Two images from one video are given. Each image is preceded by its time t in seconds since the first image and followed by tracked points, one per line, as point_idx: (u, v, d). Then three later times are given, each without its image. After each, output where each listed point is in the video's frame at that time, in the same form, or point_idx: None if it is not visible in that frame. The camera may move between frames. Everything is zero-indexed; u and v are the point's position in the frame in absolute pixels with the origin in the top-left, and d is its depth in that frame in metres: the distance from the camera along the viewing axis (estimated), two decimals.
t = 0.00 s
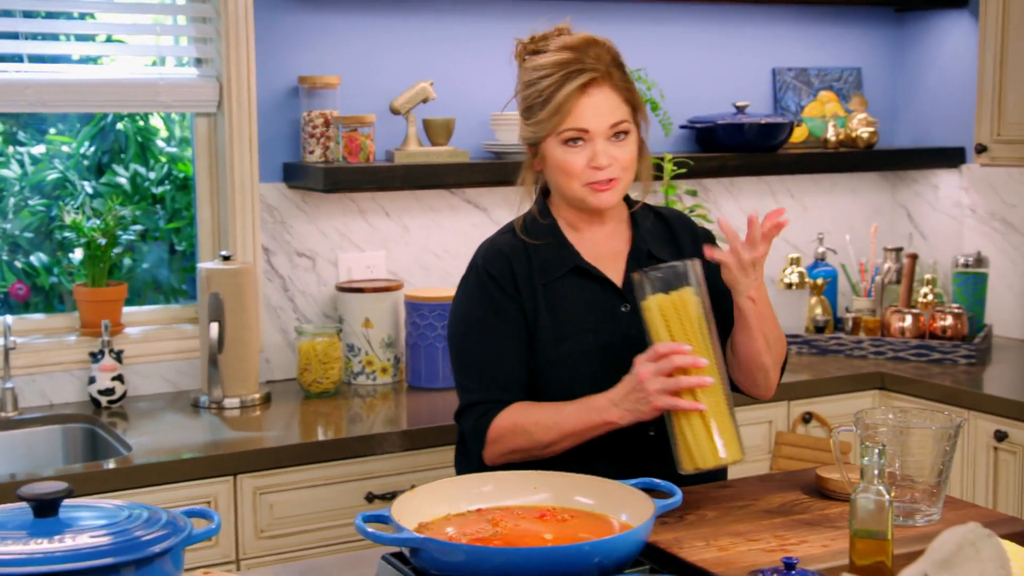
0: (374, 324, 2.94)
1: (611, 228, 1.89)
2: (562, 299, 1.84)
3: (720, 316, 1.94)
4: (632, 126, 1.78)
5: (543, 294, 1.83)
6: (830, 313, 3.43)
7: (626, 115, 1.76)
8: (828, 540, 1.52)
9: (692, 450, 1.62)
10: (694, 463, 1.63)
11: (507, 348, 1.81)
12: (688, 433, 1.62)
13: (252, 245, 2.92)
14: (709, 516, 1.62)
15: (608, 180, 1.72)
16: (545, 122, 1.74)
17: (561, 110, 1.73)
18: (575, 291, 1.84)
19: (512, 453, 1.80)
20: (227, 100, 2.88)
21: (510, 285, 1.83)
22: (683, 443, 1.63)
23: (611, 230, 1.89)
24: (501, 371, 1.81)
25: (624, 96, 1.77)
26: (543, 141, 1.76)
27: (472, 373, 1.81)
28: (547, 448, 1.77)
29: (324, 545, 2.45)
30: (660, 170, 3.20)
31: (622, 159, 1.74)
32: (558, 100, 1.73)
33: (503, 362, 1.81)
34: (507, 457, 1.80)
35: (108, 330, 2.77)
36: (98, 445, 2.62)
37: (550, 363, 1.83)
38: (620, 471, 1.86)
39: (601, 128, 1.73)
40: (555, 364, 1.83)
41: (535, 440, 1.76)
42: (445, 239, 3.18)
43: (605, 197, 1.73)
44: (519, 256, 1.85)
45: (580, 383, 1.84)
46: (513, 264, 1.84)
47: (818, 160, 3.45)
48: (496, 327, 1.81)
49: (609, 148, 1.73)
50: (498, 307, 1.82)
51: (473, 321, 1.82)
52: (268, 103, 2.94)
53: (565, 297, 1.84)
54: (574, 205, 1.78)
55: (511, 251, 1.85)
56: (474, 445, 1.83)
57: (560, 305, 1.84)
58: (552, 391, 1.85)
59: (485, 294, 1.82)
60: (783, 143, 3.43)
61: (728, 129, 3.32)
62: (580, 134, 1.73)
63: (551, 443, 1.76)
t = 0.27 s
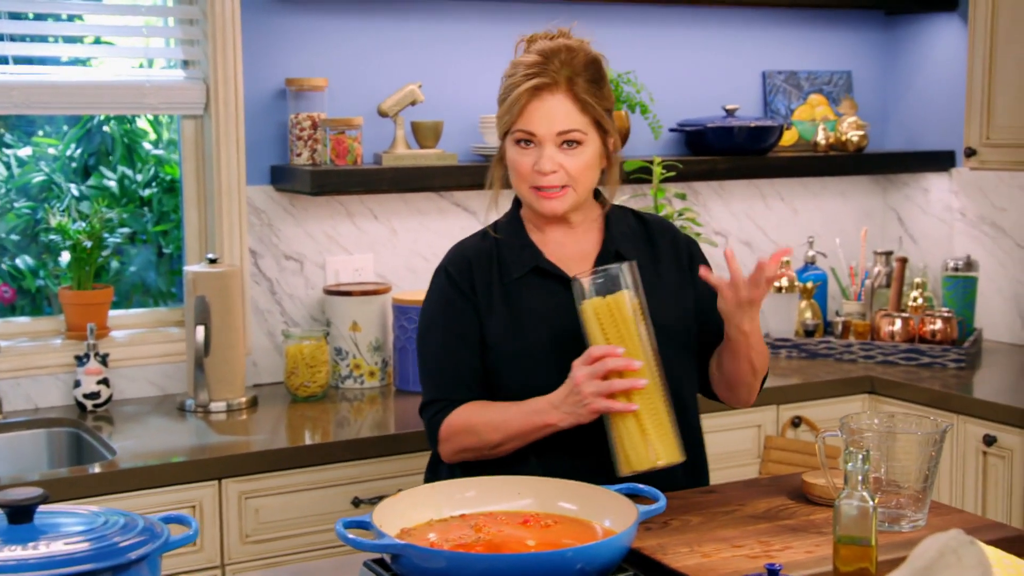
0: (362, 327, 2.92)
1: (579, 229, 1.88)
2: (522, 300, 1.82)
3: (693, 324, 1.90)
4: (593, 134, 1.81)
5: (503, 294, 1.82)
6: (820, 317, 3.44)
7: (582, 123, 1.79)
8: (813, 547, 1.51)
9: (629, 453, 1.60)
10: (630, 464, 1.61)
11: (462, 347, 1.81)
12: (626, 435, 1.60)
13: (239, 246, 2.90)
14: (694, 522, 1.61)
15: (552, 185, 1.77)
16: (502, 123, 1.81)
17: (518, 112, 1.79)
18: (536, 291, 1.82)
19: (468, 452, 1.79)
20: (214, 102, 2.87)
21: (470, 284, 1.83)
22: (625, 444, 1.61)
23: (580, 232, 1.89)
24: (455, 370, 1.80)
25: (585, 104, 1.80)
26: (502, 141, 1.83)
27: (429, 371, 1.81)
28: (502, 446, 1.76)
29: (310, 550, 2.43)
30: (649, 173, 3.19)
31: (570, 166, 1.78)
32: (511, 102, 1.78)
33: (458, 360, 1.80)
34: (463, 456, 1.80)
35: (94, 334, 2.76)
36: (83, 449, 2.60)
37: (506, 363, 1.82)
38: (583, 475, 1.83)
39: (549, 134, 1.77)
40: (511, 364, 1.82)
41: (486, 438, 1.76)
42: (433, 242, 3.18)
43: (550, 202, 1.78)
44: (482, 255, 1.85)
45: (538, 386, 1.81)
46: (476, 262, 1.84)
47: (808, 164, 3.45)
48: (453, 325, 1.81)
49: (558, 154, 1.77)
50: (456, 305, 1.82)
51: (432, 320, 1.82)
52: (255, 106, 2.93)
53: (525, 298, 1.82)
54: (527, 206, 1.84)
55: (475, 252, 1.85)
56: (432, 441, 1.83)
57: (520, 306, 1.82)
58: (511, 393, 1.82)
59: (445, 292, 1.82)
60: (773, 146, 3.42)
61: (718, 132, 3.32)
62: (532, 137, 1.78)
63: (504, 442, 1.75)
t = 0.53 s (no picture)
0: (355, 329, 2.91)
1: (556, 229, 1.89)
2: (488, 302, 1.86)
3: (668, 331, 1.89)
4: (572, 137, 1.81)
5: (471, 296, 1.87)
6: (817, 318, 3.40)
7: (561, 127, 1.78)
8: (802, 553, 1.49)
9: (578, 472, 1.63)
10: (579, 483, 1.64)
11: (430, 345, 1.87)
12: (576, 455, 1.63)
13: (232, 247, 2.88)
14: (682, 527, 1.60)
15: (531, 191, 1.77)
16: (481, 126, 1.80)
17: (495, 116, 1.78)
18: (502, 293, 1.86)
19: (438, 450, 1.84)
20: (206, 103, 2.85)
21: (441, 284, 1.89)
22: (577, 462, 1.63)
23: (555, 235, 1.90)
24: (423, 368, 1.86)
25: (564, 107, 1.80)
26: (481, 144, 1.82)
27: (402, 368, 1.88)
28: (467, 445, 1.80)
29: (300, 553, 2.41)
30: (645, 175, 3.18)
31: (550, 171, 1.78)
32: (490, 106, 1.78)
33: (427, 359, 1.87)
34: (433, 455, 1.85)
35: (85, 335, 2.74)
36: (73, 451, 2.59)
37: (471, 363, 1.86)
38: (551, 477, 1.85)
39: (528, 138, 1.77)
40: (477, 365, 1.86)
41: (450, 441, 1.81)
42: (427, 243, 3.16)
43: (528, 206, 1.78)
44: (455, 256, 1.90)
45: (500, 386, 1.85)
46: (448, 264, 1.90)
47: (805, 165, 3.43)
48: (424, 324, 1.88)
49: (536, 158, 1.77)
50: (426, 305, 1.88)
51: (405, 322, 1.89)
52: (248, 106, 2.92)
53: (491, 300, 1.86)
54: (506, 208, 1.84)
55: (449, 255, 1.90)
56: (406, 439, 1.89)
57: (486, 308, 1.86)
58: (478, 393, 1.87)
59: (418, 292, 1.89)
60: (770, 148, 3.40)
61: (715, 133, 3.30)
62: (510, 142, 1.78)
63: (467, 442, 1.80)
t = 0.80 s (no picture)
0: (355, 327, 2.89)
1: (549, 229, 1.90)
2: (483, 299, 1.85)
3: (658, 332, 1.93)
4: (561, 134, 1.81)
5: (465, 294, 1.86)
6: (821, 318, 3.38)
7: (549, 124, 1.79)
8: (796, 556, 1.47)
9: (598, 468, 1.62)
10: (599, 480, 1.62)
11: (424, 346, 1.85)
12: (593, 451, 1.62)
13: (231, 245, 2.87)
14: (676, 529, 1.58)
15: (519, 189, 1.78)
16: (469, 124, 1.81)
17: (483, 114, 1.80)
18: (497, 291, 1.85)
19: (434, 451, 1.82)
20: (206, 100, 2.84)
21: (434, 285, 1.87)
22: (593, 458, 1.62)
23: (547, 233, 1.90)
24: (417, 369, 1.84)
25: (552, 104, 1.81)
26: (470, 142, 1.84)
27: (395, 369, 1.86)
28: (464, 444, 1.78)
29: (296, 553, 2.40)
30: (647, 173, 3.16)
31: (538, 168, 1.79)
32: (477, 103, 1.79)
33: (421, 360, 1.85)
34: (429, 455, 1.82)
35: (83, 333, 2.73)
36: (71, 449, 2.58)
37: (467, 363, 1.85)
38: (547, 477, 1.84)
39: (516, 135, 1.78)
40: (472, 364, 1.85)
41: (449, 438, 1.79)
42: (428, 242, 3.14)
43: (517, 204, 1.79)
44: (448, 256, 1.88)
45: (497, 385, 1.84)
46: (441, 264, 1.88)
47: (809, 163, 3.40)
48: (416, 325, 1.85)
49: (523, 155, 1.78)
50: (418, 304, 1.86)
51: (398, 321, 1.86)
52: (248, 103, 2.90)
53: (486, 297, 1.85)
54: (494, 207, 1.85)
55: (441, 252, 1.89)
56: (399, 441, 1.86)
57: (481, 305, 1.85)
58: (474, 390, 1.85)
59: (410, 293, 1.87)
60: (773, 146, 3.37)
61: (717, 131, 3.28)
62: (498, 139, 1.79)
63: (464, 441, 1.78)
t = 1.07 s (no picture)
0: (354, 326, 2.88)
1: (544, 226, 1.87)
2: (478, 297, 1.84)
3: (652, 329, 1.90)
4: (555, 127, 1.82)
5: (459, 293, 1.84)
6: (826, 316, 3.34)
7: (544, 117, 1.80)
8: (789, 559, 1.45)
9: (620, 458, 1.60)
10: (622, 471, 1.61)
11: (416, 344, 1.82)
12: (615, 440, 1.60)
13: (230, 243, 2.86)
14: (668, 531, 1.56)
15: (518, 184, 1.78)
16: (463, 121, 1.81)
17: (477, 110, 1.79)
18: (492, 289, 1.84)
19: (422, 445, 1.80)
20: (205, 97, 2.83)
21: (425, 283, 1.84)
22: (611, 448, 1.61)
23: (541, 230, 1.87)
24: (408, 366, 1.82)
25: (546, 97, 1.82)
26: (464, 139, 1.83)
27: (384, 367, 1.83)
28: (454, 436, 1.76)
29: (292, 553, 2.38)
30: (649, 170, 3.13)
31: (535, 162, 1.79)
32: (471, 99, 1.79)
33: (412, 357, 1.82)
34: (419, 449, 1.80)
35: (82, 331, 2.72)
36: (68, 448, 2.57)
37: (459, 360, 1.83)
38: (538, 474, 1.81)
39: (512, 130, 1.78)
40: (464, 361, 1.83)
41: (434, 423, 1.76)
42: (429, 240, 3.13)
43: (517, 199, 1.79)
44: (440, 255, 1.86)
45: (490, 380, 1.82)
46: (433, 262, 1.86)
47: (814, 161, 3.38)
48: (408, 323, 1.83)
49: (521, 150, 1.78)
50: (410, 301, 1.83)
51: (388, 319, 1.83)
52: (248, 100, 2.89)
53: (481, 294, 1.84)
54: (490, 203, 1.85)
55: (433, 251, 1.87)
56: (388, 438, 1.83)
57: (476, 302, 1.84)
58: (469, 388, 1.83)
59: (400, 290, 1.84)
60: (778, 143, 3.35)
61: (721, 128, 3.25)
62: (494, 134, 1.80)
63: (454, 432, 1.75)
